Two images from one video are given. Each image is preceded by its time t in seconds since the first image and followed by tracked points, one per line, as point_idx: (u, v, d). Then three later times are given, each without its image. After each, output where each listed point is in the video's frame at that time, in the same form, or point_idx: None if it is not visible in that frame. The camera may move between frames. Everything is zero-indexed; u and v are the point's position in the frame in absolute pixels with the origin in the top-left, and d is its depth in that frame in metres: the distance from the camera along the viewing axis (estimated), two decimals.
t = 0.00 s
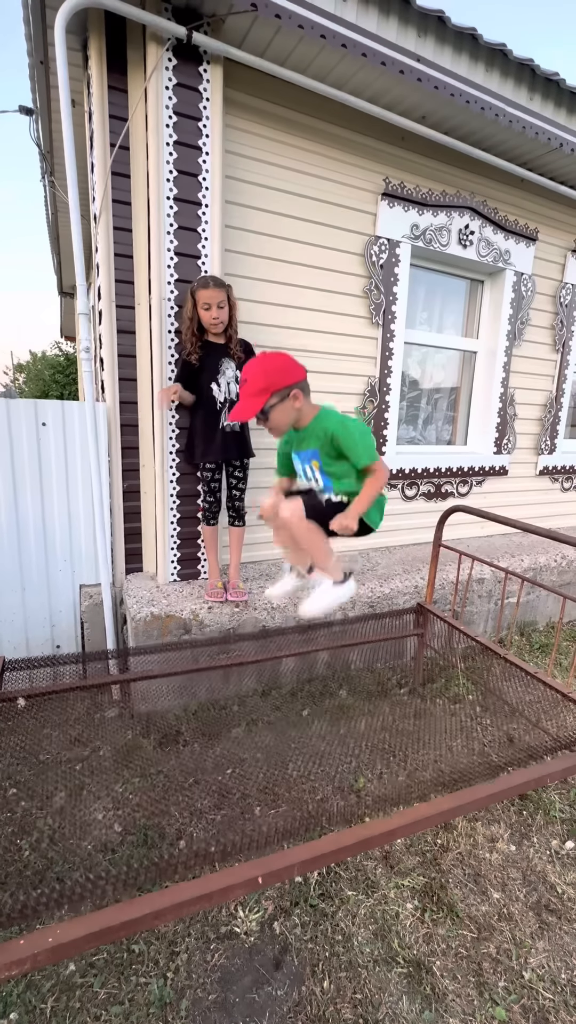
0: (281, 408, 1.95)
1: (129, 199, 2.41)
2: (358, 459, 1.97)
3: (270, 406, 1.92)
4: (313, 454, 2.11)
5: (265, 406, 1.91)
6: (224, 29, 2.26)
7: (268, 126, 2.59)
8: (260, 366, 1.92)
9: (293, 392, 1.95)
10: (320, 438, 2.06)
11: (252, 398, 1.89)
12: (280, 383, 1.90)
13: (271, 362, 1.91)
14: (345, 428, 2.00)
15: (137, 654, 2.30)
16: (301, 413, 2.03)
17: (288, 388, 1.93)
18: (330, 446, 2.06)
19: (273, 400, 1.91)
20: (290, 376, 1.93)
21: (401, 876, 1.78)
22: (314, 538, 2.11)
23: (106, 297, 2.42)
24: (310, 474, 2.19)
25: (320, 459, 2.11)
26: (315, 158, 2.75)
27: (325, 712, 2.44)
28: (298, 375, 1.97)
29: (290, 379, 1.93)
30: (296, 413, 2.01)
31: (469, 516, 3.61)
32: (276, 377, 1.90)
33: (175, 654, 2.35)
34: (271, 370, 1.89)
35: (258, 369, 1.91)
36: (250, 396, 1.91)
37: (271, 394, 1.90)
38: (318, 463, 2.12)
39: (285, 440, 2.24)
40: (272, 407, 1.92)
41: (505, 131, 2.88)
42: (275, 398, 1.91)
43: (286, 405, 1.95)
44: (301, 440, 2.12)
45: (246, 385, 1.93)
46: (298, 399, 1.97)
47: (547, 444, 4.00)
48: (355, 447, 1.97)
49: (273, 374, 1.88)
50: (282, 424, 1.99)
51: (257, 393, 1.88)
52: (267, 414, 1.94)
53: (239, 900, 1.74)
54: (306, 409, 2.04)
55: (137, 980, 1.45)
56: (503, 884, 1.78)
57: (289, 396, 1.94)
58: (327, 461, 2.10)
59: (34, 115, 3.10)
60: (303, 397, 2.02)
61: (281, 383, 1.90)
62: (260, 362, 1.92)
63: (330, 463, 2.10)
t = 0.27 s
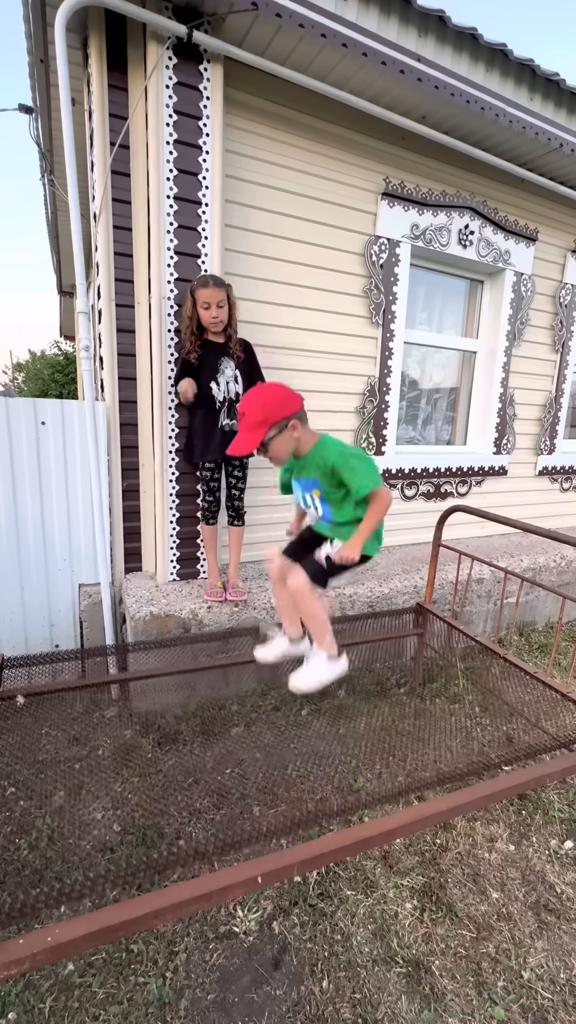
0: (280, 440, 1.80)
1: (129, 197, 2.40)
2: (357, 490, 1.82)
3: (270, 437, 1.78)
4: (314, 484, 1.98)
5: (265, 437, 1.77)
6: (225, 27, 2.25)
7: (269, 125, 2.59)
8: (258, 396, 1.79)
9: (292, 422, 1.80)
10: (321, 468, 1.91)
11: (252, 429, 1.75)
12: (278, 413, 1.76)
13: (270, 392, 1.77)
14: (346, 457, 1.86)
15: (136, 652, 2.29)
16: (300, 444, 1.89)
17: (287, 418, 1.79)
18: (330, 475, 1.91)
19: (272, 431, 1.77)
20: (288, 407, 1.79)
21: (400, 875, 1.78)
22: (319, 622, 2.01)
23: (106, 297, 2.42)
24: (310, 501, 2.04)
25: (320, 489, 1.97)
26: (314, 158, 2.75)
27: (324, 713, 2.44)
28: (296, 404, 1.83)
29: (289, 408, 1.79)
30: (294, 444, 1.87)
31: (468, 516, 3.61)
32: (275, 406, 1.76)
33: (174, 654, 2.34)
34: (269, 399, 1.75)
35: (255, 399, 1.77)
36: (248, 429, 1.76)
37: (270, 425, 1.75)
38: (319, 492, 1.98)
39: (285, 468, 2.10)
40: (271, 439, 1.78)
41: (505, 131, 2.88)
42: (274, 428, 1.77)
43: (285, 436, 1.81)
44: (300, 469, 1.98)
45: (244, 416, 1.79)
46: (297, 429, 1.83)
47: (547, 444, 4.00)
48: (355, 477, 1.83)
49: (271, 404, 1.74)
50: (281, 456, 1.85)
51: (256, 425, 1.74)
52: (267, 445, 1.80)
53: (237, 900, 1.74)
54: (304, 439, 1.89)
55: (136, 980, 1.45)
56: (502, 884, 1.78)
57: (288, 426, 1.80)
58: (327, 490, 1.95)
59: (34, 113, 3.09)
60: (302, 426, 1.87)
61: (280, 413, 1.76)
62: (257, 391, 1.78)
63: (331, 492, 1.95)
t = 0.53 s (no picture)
0: (287, 481, 1.67)
1: (129, 195, 2.40)
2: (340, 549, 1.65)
3: (278, 475, 1.65)
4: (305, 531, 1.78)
5: (273, 475, 1.64)
6: (225, 26, 2.25)
7: (269, 124, 2.59)
8: (270, 433, 1.68)
9: (302, 465, 1.67)
10: (313, 520, 1.72)
11: (260, 466, 1.63)
12: (289, 452, 1.64)
13: (284, 430, 1.66)
14: (339, 516, 1.66)
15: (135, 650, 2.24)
16: (305, 489, 1.73)
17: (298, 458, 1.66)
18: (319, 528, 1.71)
19: (281, 471, 1.65)
20: (301, 447, 1.66)
21: (398, 874, 1.78)
22: (331, 702, 1.81)
23: (106, 295, 2.42)
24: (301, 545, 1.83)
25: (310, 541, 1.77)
26: (314, 156, 2.75)
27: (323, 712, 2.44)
28: (309, 444, 1.71)
29: (303, 448, 1.67)
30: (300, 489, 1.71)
31: (467, 516, 3.61)
32: (286, 445, 1.64)
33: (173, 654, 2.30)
34: (282, 436, 1.64)
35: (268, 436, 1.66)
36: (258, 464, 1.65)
37: (279, 463, 1.63)
38: (311, 540, 1.76)
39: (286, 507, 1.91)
40: (279, 477, 1.65)
41: (505, 131, 2.88)
42: (283, 466, 1.64)
43: (294, 478, 1.67)
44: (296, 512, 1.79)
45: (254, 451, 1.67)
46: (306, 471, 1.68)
47: (545, 444, 4.00)
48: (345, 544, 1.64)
49: (284, 441, 1.63)
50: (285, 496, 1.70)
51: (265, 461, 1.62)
52: (274, 483, 1.67)
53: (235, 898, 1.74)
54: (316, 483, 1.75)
55: (134, 977, 1.44)
56: (500, 883, 1.78)
57: (298, 467, 1.66)
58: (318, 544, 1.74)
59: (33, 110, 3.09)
60: (311, 468, 1.73)
61: (292, 452, 1.64)
62: (270, 428, 1.68)
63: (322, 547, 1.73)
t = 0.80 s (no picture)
0: (294, 502, 1.69)
1: (128, 192, 2.40)
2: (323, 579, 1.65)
3: (287, 491, 1.67)
4: (303, 561, 1.80)
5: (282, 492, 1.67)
6: (225, 22, 2.25)
7: (269, 121, 2.59)
8: (290, 450, 1.70)
9: (312, 489, 1.68)
10: (310, 548, 1.75)
11: (273, 479, 1.66)
12: (303, 472, 1.65)
13: (302, 450, 1.68)
14: (328, 552, 1.65)
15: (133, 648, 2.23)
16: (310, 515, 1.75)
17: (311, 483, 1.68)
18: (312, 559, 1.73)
19: (291, 488, 1.66)
20: (315, 470, 1.68)
21: (396, 872, 1.78)
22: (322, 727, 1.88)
23: (105, 292, 2.41)
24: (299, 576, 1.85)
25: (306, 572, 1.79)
26: (315, 155, 2.74)
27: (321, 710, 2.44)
28: (324, 472, 1.72)
29: (318, 472, 1.69)
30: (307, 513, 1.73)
31: (466, 514, 3.61)
32: (302, 466, 1.66)
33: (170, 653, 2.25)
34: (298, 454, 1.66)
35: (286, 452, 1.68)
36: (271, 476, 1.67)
37: (291, 480, 1.65)
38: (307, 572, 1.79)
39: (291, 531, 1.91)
40: (288, 493, 1.67)
41: (505, 130, 2.88)
42: (294, 485, 1.66)
43: (303, 498, 1.69)
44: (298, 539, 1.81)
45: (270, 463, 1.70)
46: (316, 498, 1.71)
47: (545, 444, 4.00)
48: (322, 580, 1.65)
49: (300, 460, 1.65)
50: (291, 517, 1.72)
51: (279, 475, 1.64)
52: (281, 498, 1.69)
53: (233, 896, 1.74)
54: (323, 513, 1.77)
55: (131, 974, 1.44)
56: (498, 880, 1.78)
57: (308, 489, 1.68)
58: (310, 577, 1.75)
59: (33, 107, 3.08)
60: (322, 495, 1.74)
61: (307, 472, 1.66)
62: (290, 446, 1.69)
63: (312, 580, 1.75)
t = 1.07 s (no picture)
0: (297, 454, 1.70)
1: (128, 189, 2.39)
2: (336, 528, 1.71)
3: (289, 445, 1.67)
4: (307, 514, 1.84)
5: (284, 446, 1.67)
6: (226, 19, 2.24)
7: (269, 119, 2.58)
8: (284, 403, 1.69)
9: (313, 438, 1.71)
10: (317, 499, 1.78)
11: (273, 435, 1.65)
12: (302, 424, 1.66)
13: (298, 401, 1.68)
14: (338, 500, 1.72)
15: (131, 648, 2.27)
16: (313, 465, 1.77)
17: (312, 435, 1.70)
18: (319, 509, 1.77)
19: (292, 442, 1.67)
20: (313, 420, 1.69)
21: (394, 870, 1.78)
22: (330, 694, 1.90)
23: (104, 288, 2.41)
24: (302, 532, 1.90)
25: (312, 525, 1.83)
26: (315, 153, 2.74)
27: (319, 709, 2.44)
28: (322, 420, 1.74)
29: (316, 421, 1.70)
30: (310, 463, 1.75)
31: (465, 514, 3.61)
32: (301, 418, 1.67)
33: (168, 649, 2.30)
34: (296, 406, 1.66)
35: (282, 405, 1.67)
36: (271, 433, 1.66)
37: (292, 434, 1.65)
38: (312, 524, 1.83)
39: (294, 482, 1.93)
40: (290, 447, 1.67)
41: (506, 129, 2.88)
42: (294, 438, 1.67)
43: (305, 450, 1.70)
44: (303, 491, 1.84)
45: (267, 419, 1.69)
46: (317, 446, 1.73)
47: (544, 443, 4.00)
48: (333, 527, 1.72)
49: (298, 412, 1.66)
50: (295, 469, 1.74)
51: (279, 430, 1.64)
52: (285, 454, 1.69)
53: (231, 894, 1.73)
54: (325, 462, 1.80)
55: (128, 972, 1.44)
56: (496, 879, 1.78)
57: (309, 439, 1.70)
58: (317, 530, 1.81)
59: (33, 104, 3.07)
60: (322, 442, 1.77)
61: (306, 424, 1.67)
62: (283, 399, 1.69)
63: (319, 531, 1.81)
